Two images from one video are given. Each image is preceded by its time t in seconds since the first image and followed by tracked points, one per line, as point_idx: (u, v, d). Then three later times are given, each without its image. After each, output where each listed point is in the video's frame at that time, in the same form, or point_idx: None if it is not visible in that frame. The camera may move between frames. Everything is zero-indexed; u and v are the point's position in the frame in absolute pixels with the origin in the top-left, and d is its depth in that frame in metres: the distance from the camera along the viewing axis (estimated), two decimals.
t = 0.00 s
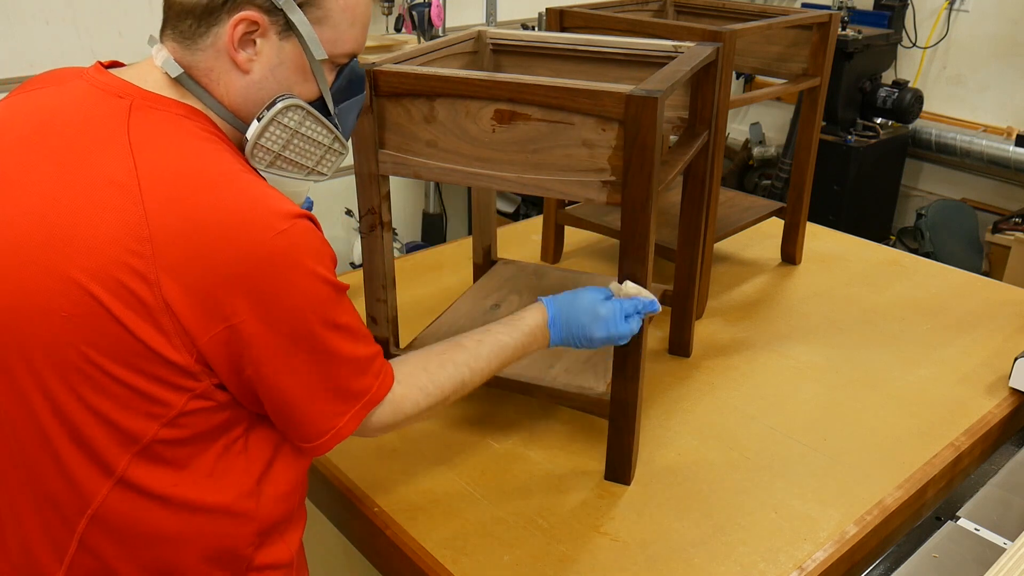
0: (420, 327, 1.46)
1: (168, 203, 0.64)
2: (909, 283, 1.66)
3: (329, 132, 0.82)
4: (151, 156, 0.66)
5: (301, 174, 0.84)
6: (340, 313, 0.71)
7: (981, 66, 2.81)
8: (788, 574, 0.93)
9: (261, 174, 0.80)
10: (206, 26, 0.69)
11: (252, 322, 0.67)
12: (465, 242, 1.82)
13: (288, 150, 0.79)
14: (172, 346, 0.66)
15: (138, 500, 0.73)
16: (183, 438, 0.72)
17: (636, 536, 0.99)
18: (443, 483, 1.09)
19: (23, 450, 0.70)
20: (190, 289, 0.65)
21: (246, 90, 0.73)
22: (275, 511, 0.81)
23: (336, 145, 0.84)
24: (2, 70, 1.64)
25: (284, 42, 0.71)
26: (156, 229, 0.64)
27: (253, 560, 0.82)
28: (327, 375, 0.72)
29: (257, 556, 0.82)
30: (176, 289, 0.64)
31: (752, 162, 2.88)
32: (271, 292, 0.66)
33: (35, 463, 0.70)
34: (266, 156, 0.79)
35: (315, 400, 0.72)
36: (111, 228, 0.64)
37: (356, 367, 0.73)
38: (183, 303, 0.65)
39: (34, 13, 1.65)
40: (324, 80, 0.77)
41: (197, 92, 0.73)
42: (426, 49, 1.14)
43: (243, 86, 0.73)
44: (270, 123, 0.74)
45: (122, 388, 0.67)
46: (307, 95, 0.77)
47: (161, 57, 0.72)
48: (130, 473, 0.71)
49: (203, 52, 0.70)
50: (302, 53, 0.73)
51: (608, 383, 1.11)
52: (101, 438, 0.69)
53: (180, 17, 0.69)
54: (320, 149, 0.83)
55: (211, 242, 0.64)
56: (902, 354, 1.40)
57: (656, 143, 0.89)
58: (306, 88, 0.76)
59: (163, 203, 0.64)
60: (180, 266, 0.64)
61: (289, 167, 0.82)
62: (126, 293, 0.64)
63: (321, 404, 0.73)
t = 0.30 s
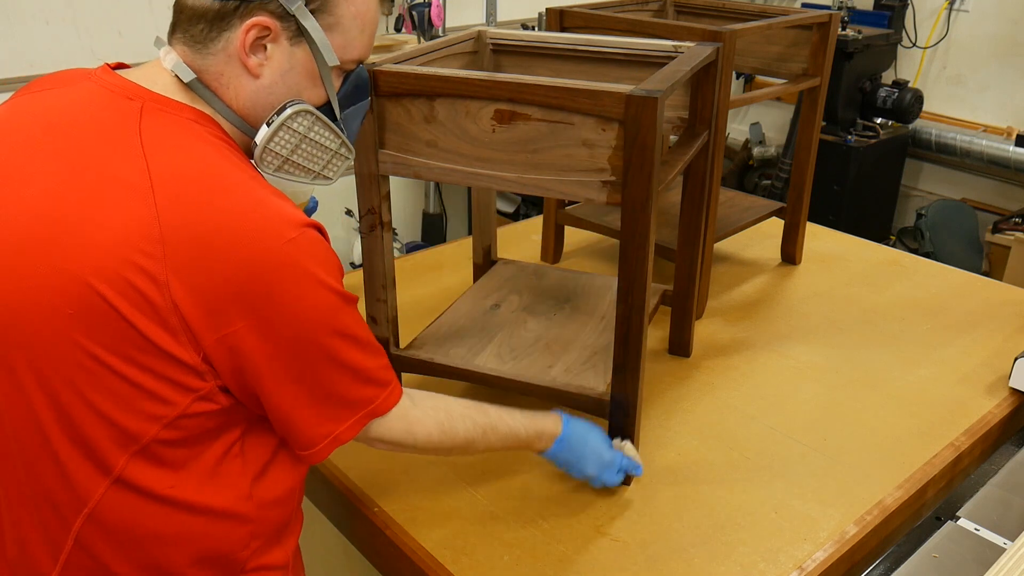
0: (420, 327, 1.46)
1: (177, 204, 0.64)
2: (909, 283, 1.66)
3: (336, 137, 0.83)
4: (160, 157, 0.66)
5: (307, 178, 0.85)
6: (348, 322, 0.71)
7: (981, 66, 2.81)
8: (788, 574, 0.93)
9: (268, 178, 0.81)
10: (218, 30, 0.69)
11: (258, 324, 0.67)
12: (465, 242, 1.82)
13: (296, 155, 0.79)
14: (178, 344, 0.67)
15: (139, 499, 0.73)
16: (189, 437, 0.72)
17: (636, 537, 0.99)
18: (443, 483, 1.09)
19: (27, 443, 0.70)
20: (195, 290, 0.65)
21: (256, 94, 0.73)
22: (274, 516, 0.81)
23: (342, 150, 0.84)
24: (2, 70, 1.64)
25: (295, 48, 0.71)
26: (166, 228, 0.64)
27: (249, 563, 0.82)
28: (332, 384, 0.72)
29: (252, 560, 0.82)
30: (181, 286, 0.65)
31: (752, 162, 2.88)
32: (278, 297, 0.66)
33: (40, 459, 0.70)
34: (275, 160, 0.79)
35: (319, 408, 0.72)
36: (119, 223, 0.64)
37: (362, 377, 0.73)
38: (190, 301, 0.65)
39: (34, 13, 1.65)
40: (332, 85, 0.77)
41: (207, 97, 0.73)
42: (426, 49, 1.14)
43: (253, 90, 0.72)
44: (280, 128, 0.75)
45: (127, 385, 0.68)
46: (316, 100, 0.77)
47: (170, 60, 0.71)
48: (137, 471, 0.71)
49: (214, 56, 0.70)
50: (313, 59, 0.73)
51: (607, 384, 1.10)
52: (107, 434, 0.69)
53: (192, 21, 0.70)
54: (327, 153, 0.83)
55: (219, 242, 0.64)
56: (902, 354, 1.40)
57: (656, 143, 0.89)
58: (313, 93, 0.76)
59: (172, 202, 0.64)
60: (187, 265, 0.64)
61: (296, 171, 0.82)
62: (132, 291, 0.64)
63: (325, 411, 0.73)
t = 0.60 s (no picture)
0: (420, 327, 1.46)
1: (140, 181, 0.63)
2: (909, 283, 1.66)
3: (301, 102, 0.85)
4: (125, 134, 0.65)
5: (274, 145, 0.88)
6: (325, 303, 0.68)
7: (981, 66, 2.81)
8: (788, 574, 0.93)
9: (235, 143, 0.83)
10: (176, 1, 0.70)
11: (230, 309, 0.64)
12: (466, 242, 1.82)
13: (261, 121, 0.81)
14: (150, 327, 0.66)
15: (121, 481, 0.73)
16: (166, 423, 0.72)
17: (636, 536, 0.99)
18: (443, 483, 1.09)
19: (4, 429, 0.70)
20: (164, 270, 0.64)
21: (217, 64, 0.74)
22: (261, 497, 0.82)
23: (306, 115, 0.87)
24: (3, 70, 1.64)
25: (253, 13, 0.72)
26: (129, 205, 0.63)
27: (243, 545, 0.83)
28: (315, 376, 0.67)
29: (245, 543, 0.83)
30: (149, 266, 0.64)
31: (753, 163, 2.88)
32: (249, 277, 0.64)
33: (20, 445, 0.70)
34: (240, 127, 0.81)
35: (302, 401, 0.68)
36: (84, 203, 0.63)
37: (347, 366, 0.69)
38: (160, 282, 0.64)
39: (34, 13, 1.65)
40: (293, 52, 0.78)
41: (168, 70, 0.73)
42: (426, 49, 1.14)
43: (214, 59, 0.73)
44: (243, 91, 0.76)
45: (98, 365, 0.68)
46: (278, 67, 0.79)
47: (130, 38, 0.72)
48: (114, 453, 0.71)
49: (175, 28, 0.71)
50: (271, 24, 0.74)
51: (608, 383, 1.11)
52: (81, 418, 0.69)
53: None
54: (292, 119, 0.86)
55: (182, 217, 0.63)
56: (902, 354, 1.40)
57: (656, 143, 0.89)
58: (274, 60, 0.77)
59: (136, 178, 0.63)
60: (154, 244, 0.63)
61: (262, 137, 0.85)
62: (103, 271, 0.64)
63: (309, 406, 0.69)
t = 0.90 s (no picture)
0: (421, 327, 1.46)
1: (111, 169, 0.64)
2: (909, 283, 1.66)
3: (275, 95, 0.83)
4: (98, 125, 0.66)
5: (248, 138, 0.86)
6: (304, 274, 0.67)
7: (981, 66, 2.81)
8: (788, 574, 0.93)
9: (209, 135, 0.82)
10: None
11: (208, 291, 0.64)
12: (466, 242, 1.82)
13: (235, 113, 0.80)
14: (126, 314, 0.66)
15: (103, 472, 0.73)
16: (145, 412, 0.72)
17: (636, 537, 0.98)
18: (442, 483, 1.09)
19: None
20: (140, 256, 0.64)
21: (192, 56, 0.74)
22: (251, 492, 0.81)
23: (282, 109, 0.85)
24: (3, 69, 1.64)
25: (227, 7, 0.72)
26: (100, 193, 0.64)
27: (235, 540, 0.82)
28: (302, 349, 0.67)
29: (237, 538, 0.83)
30: (124, 254, 0.64)
31: (752, 162, 2.88)
32: (224, 257, 0.64)
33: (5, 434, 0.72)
34: (213, 118, 0.79)
35: (288, 377, 0.68)
36: (58, 195, 0.64)
37: (335, 336, 0.68)
38: (136, 269, 0.64)
39: (34, 12, 1.65)
40: (269, 47, 0.78)
41: (143, 63, 0.74)
42: (426, 49, 1.14)
43: (189, 52, 0.73)
44: (215, 83, 0.75)
45: (76, 353, 0.69)
46: (253, 61, 0.78)
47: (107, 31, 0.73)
48: (94, 443, 0.72)
49: (150, 21, 0.71)
50: (247, 17, 0.74)
51: (608, 382, 1.11)
52: (61, 406, 0.70)
53: None
54: (266, 112, 0.84)
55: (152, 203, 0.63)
56: (901, 354, 1.40)
57: (657, 143, 0.89)
58: (249, 54, 0.77)
59: (107, 167, 0.64)
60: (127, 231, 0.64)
61: (237, 129, 0.83)
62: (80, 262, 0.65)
63: (299, 381, 0.68)
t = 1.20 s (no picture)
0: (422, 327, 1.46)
1: (90, 166, 0.64)
2: (909, 283, 1.66)
3: (258, 93, 0.83)
4: (79, 123, 0.66)
5: (232, 137, 0.85)
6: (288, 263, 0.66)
7: (981, 66, 2.81)
8: (788, 574, 0.93)
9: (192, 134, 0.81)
10: None
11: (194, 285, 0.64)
12: (466, 241, 1.82)
13: (216, 111, 0.79)
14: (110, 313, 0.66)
15: (93, 470, 0.73)
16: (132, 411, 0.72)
17: (636, 537, 0.98)
18: (442, 483, 1.09)
19: None
20: (124, 255, 0.64)
21: (175, 54, 0.74)
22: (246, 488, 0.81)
23: (265, 107, 0.85)
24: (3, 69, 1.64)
25: (208, 4, 0.72)
26: (80, 191, 0.63)
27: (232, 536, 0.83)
28: (292, 336, 0.67)
29: (234, 535, 0.83)
30: (107, 252, 0.64)
31: (752, 162, 2.88)
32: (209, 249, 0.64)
33: None
34: (195, 117, 0.79)
35: (280, 365, 0.68)
36: (39, 197, 0.64)
37: (325, 322, 0.68)
38: (122, 268, 0.64)
39: (34, 12, 1.65)
40: (253, 45, 0.78)
41: (126, 61, 0.74)
42: (426, 49, 1.14)
43: (172, 49, 0.73)
44: (196, 81, 0.75)
45: (60, 352, 0.69)
46: (237, 59, 0.78)
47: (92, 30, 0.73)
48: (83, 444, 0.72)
49: (132, 19, 0.71)
50: (228, 14, 0.74)
51: (609, 382, 1.11)
52: (47, 407, 0.70)
53: None
54: (250, 110, 0.83)
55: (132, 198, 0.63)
56: (901, 354, 1.40)
57: (659, 143, 0.89)
58: (233, 52, 0.77)
59: (86, 164, 0.64)
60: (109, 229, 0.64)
61: (220, 128, 0.83)
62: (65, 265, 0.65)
63: (292, 369, 0.68)
